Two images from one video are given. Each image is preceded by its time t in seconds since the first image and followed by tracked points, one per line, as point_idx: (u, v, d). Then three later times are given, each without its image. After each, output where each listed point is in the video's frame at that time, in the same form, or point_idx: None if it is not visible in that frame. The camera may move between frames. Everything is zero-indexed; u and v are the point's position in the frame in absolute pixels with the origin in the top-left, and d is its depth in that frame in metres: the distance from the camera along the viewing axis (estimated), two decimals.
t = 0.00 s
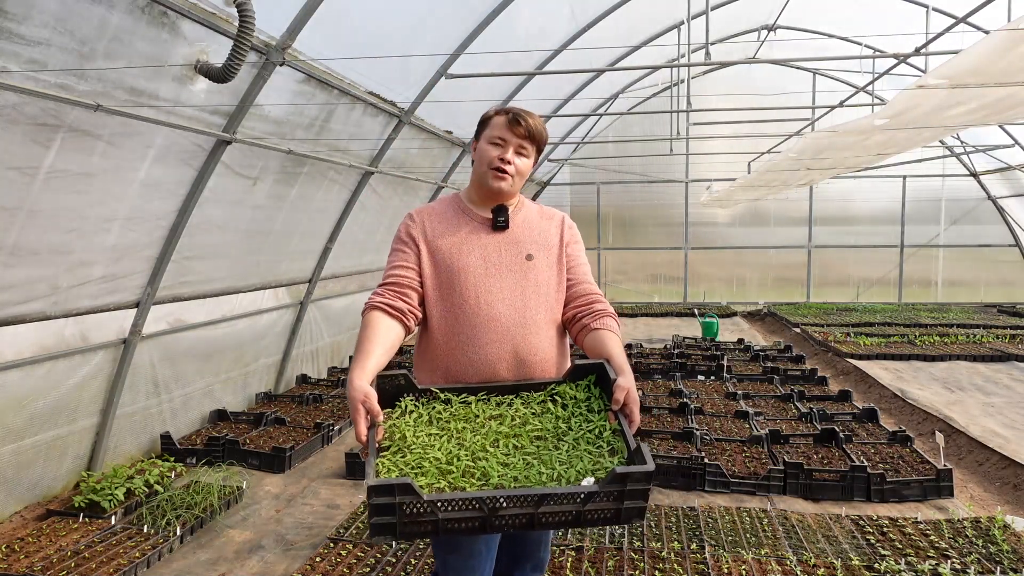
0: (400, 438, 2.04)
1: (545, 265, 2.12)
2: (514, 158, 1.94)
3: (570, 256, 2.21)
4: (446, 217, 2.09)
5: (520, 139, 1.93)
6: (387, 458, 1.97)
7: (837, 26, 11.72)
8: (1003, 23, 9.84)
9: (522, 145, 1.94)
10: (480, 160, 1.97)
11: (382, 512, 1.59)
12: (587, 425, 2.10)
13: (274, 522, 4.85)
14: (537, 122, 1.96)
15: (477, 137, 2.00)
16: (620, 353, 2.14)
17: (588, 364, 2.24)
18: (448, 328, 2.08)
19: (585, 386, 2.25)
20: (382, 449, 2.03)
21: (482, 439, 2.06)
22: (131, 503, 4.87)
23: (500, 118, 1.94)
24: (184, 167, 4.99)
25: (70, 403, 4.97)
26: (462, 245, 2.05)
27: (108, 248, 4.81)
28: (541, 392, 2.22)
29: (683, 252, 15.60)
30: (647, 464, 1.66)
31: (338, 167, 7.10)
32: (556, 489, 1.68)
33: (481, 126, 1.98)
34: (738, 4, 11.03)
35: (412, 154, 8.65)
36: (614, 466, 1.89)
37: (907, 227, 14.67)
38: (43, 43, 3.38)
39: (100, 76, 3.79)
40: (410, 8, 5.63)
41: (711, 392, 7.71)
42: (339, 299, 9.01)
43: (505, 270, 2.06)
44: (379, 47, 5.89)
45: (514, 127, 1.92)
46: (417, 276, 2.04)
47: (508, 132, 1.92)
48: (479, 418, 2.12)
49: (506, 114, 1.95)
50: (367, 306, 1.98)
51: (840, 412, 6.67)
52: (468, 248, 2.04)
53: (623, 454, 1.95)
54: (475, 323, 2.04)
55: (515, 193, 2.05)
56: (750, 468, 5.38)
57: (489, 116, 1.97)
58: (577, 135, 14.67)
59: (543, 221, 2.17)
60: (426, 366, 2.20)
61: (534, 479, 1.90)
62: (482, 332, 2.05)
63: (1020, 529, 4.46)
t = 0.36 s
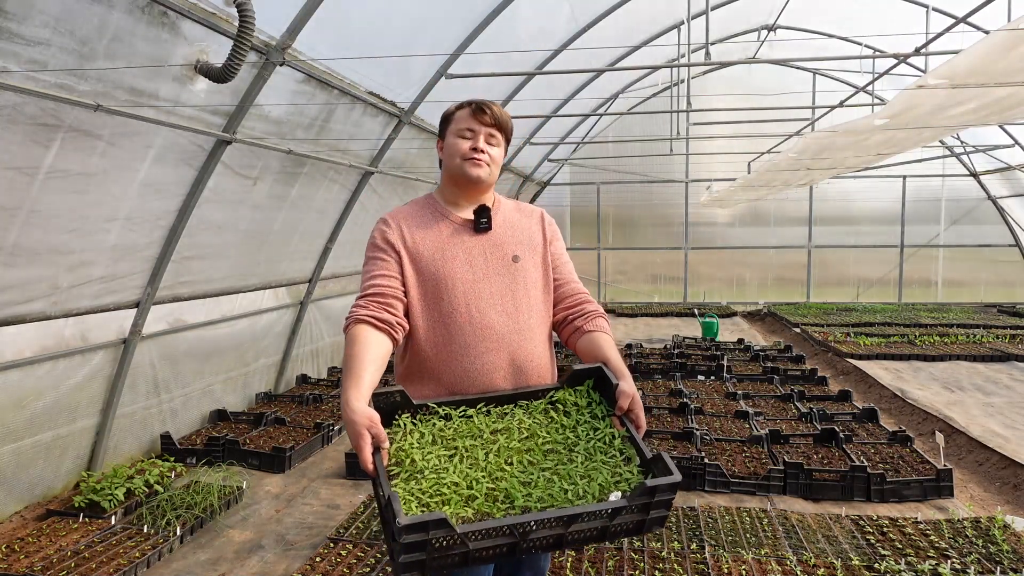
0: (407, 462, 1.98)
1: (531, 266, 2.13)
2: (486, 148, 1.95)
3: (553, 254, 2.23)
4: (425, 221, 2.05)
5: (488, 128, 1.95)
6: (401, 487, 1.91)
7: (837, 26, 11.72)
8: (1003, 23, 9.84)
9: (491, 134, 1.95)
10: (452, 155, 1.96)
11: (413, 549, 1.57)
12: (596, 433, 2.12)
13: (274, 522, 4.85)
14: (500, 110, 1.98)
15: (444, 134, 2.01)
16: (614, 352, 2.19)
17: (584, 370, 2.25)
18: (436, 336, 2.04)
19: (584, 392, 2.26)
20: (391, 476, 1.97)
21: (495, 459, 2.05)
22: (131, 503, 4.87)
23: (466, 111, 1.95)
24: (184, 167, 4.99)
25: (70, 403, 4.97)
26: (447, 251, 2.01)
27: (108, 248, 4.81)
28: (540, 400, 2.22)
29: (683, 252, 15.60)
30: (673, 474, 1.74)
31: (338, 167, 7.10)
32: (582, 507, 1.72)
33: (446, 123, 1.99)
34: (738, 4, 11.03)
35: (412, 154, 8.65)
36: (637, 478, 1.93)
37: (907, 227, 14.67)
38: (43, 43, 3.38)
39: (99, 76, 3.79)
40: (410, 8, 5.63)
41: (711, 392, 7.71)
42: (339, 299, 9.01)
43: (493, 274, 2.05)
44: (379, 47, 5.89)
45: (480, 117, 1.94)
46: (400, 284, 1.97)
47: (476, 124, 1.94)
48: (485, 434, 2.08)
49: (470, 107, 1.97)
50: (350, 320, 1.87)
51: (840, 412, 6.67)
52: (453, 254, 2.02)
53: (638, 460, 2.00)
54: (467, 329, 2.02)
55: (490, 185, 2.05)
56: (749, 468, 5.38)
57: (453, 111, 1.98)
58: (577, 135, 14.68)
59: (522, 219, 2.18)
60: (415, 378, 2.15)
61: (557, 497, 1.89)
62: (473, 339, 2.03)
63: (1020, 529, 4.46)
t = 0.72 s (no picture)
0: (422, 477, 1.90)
1: (520, 264, 2.15)
2: (464, 146, 1.92)
3: (535, 251, 2.27)
4: (410, 220, 2.00)
5: (465, 123, 1.91)
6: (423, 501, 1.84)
7: (837, 26, 11.72)
8: (1003, 23, 9.83)
9: (469, 130, 1.92)
10: (429, 154, 1.93)
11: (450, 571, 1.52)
12: (600, 432, 2.14)
13: (274, 522, 4.84)
14: (478, 102, 1.93)
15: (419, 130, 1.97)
16: (605, 348, 2.27)
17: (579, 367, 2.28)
18: (429, 339, 2.00)
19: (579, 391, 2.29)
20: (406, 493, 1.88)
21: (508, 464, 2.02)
22: (131, 502, 4.87)
23: (439, 105, 1.91)
24: (184, 167, 4.99)
25: (70, 403, 4.97)
26: (438, 252, 1.99)
27: (108, 248, 4.81)
28: (536, 401, 2.25)
29: (683, 252, 15.59)
30: (688, 465, 1.88)
31: (338, 167, 7.10)
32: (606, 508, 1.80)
33: (421, 117, 1.95)
34: (739, 4, 11.03)
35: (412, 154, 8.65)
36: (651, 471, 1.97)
37: (907, 227, 14.67)
38: (43, 43, 3.38)
39: (100, 76, 3.79)
40: (410, 8, 5.63)
41: (711, 392, 7.71)
42: (339, 299, 9.00)
43: (486, 274, 2.05)
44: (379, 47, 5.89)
45: (456, 113, 1.89)
46: (391, 287, 1.91)
47: (453, 119, 1.89)
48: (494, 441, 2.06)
49: (443, 99, 1.92)
50: (342, 326, 1.76)
51: (840, 412, 6.67)
52: (445, 254, 1.99)
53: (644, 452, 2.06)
54: (464, 332, 2.00)
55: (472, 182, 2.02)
56: (749, 468, 5.38)
57: (427, 105, 1.93)
58: (577, 135, 14.68)
59: (505, 216, 2.20)
60: (409, 386, 2.10)
61: (580, 500, 1.90)
62: (470, 341, 2.02)
63: (1020, 529, 4.46)
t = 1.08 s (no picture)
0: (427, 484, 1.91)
1: (519, 267, 2.14)
2: (470, 138, 1.92)
3: (533, 253, 2.26)
4: (409, 222, 1.98)
5: (465, 115, 1.92)
6: (430, 508, 1.85)
7: (837, 27, 11.72)
8: (1003, 23, 9.84)
9: (470, 120, 1.93)
10: (436, 149, 1.91)
11: None
12: (600, 434, 2.16)
13: (274, 522, 4.85)
14: (473, 95, 1.96)
15: (417, 130, 1.96)
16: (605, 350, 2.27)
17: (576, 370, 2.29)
18: (430, 344, 1.97)
19: (577, 392, 2.29)
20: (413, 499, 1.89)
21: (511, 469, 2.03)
22: (131, 503, 4.87)
23: (437, 101, 1.91)
24: (184, 167, 4.99)
25: (70, 403, 4.97)
26: (439, 254, 1.97)
27: (108, 248, 4.81)
28: (535, 403, 2.24)
29: (683, 253, 15.59)
30: (690, 470, 1.91)
31: (338, 167, 7.10)
32: (610, 512, 1.82)
33: (418, 117, 1.94)
34: (739, 5, 11.03)
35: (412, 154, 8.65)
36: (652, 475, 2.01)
37: (907, 227, 14.67)
38: (43, 43, 3.38)
39: (100, 76, 3.79)
40: (410, 8, 5.63)
41: (711, 392, 7.71)
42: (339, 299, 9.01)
43: (487, 277, 2.03)
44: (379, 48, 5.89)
45: (454, 105, 1.91)
46: (392, 289, 1.88)
47: (453, 112, 1.91)
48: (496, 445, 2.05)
49: (440, 95, 1.93)
50: (343, 330, 1.74)
51: (840, 412, 6.67)
52: (446, 257, 1.97)
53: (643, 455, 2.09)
54: (466, 335, 1.98)
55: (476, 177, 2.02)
56: (750, 468, 5.38)
57: (424, 104, 1.94)
58: (577, 135, 14.69)
59: (503, 217, 2.19)
60: (409, 391, 2.07)
61: (584, 506, 1.93)
62: (471, 345, 2.00)
63: (1020, 529, 4.46)
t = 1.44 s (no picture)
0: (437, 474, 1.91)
1: (529, 264, 2.16)
2: (486, 134, 1.94)
3: (543, 250, 2.28)
4: (424, 219, 2.00)
5: (480, 113, 1.95)
6: (439, 498, 1.85)
7: (837, 27, 11.72)
8: (1004, 23, 9.84)
9: (485, 118, 1.96)
10: (454, 146, 1.92)
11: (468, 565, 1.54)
12: (607, 427, 2.15)
13: (274, 522, 4.84)
14: (486, 94, 1.99)
15: (433, 129, 1.97)
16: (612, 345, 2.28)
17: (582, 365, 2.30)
18: (441, 339, 2.01)
19: (584, 387, 2.29)
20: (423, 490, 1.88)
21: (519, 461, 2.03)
22: (131, 503, 4.87)
23: (453, 100, 1.93)
24: (184, 167, 4.99)
25: (70, 403, 4.97)
26: (453, 251, 1.99)
27: (108, 248, 4.81)
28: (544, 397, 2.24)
29: (683, 252, 15.59)
30: (694, 463, 1.91)
31: (338, 167, 7.10)
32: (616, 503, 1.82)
33: (433, 116, 1.96)
34: (739, 5, 11.03)
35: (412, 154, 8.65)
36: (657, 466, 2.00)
37: (907, 227, 14.67)
38: (43, 43, 3.38)
39: (100, 76, 3.79)
40: (410, 8, 5.63)
41: (711, 392, 7.71)
42: (339, 299, 9.01)
43: (498, 273, 2.06)
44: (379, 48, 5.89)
45: (471, 103, 1.93)
46: (406, 286, 1.90)
47: (469, 111, 1.93)
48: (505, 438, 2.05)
49: (455, 94, 1.95)
50: (359, 325, 1.77)
51: (840, 412, 6.67)
52: (459, 254, 1.99)
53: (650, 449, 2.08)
54: (477, 331, 2.01)
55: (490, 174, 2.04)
56: (749, 468, 5.38)
57: (439, 103, 1.95)
58: (577, 135, 14.69)
59: (514, 215, 2.21)
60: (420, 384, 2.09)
61: (591, 495, 1.92)
62: (482, 340, 2.02)
63: (1020, 529, 4.46)
